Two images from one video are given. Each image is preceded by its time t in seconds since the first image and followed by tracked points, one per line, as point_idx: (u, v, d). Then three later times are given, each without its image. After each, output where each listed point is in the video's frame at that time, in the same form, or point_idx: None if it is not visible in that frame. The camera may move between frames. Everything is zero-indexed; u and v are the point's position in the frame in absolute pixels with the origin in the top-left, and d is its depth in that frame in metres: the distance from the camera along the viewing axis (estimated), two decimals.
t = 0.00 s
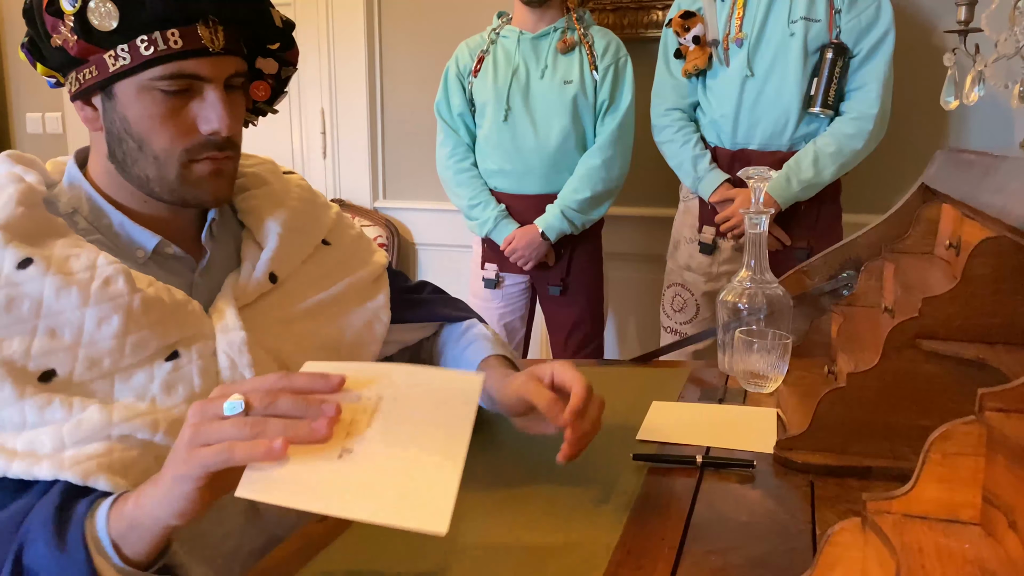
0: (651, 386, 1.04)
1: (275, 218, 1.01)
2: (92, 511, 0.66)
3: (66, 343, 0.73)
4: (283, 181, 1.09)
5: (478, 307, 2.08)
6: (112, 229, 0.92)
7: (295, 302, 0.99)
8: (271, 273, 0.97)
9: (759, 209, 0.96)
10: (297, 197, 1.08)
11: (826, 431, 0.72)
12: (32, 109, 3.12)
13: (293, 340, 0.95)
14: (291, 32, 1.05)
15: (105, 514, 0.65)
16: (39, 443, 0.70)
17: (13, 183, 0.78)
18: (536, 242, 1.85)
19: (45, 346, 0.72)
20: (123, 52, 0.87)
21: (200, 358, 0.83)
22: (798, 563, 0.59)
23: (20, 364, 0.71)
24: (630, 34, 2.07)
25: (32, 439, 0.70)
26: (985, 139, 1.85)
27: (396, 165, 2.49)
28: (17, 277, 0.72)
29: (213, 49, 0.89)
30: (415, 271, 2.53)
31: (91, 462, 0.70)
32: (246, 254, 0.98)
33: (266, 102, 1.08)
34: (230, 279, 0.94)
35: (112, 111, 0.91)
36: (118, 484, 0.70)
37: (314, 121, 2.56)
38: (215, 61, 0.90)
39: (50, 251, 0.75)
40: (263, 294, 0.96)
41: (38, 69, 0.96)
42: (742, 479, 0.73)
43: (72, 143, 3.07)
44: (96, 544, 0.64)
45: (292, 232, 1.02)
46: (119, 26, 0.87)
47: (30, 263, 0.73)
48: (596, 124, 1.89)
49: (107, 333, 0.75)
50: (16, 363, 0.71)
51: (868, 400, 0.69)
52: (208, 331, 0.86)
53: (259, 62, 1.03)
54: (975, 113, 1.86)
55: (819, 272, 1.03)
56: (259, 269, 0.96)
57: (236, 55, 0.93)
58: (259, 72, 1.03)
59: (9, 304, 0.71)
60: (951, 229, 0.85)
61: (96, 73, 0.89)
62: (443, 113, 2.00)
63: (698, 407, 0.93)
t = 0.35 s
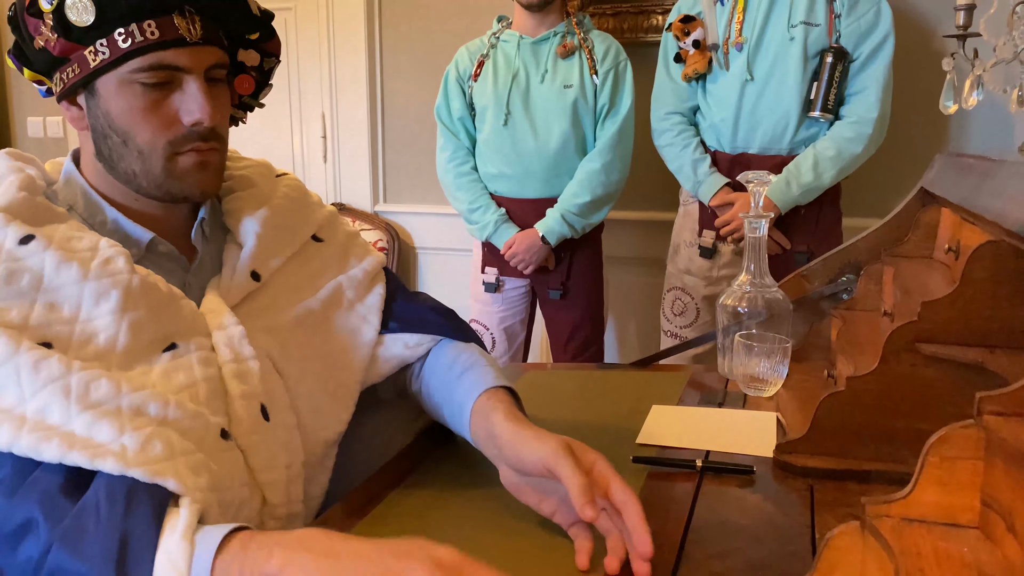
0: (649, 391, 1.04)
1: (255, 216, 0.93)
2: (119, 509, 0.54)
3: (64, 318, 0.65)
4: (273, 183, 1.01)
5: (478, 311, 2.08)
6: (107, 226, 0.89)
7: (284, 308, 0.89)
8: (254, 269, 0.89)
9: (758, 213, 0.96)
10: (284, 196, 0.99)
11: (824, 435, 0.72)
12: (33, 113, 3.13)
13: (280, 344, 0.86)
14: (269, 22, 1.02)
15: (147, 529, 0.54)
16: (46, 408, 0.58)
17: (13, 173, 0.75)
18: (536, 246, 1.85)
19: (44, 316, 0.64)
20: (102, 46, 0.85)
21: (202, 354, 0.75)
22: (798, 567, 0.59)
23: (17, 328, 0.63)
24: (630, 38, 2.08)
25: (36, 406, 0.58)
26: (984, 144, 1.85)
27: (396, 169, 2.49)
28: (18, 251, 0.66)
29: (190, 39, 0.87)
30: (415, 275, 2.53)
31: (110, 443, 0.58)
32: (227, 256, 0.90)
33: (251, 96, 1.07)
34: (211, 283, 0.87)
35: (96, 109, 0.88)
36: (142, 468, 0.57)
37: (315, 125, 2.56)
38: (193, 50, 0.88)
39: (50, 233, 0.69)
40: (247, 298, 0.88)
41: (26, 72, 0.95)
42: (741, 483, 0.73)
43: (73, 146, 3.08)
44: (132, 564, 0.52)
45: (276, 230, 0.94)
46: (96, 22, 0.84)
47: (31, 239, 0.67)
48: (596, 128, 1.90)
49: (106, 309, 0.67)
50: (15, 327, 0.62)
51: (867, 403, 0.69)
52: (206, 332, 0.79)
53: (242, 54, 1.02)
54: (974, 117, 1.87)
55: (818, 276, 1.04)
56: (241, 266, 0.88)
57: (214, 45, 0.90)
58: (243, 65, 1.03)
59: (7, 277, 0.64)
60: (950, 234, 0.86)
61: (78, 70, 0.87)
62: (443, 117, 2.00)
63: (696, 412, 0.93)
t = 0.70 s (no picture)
0: (649, 397, 1.04)
1: (251, 218, 0.92)
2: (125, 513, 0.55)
3: (68, 318, 0.65)
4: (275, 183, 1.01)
5: (479, 316, 2.08)
6: (110, 236, 0.90)
7: (287, 308, 0.89)
8: (257, 270, 0.88)
9: (758, 219, 0.97)
10: (284, 195, 0.99)
11: (824, 441, 0.72)
12: (35, 119, 3.13)
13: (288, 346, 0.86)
14: (266, 21, 1.03)
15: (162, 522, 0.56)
16: (47, 411, 0.58)
17: (17, 181, 0.75)
18: (537, 251, 1.85)
19: (47, 318, 0.64)
20: (97, 51, 0.85)
21: (208, 352, 0.75)
22: (798, 572, 0.59)
23: (17, 329, 0.62)
24: (630, 44, 2.08)
25: (37, 407, 0.58)
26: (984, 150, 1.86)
27: (397, 174, 2.49)
28: (21, 252, 0.66)
29: (185, 39, 0.87)
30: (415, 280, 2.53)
31: (111, 445, 0.58)
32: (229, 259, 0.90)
33: (253, 98, 1.08)
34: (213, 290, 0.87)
35: (93, 116, 0.89)
36: (143, 468, 0.57)
37: (316, 131, 2.57)
38: (187, 51, 0.88)
39: (56, 236, 0.70)
40: (250, 301, 0.87)
41: (24, 84, 0.96)
42: (741, 489, 0.73)
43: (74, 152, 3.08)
44: (139, 566, 0.53)
45: (275, 228, 0.93)
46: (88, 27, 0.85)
47: (35, 240, 0.67)
48: (596, 134, 1.90)
49: (109, 310, 0.68)
50: (15, 328, 0.62)
51: (866, 410, 0.69)
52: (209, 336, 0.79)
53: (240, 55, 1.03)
54: (974, 123, 1.87)
55: (818, 281, 1.04)
56: (243, 268, 0.88)
57: (211, 44, 0.90)
58: (244, 68, 1.04)
59: (11, 278, 0.64)
60: (949, 239, 0.86)
61: (75, 77, 0.88)
62: (444, 123, 2.00)
63: (697, 417, 0.93)
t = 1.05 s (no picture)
0: (650, 403, 1.04)
1: (232, 226, 0.91)
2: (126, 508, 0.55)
3: (53, 328, 0.65)
4: (260, 186, 1.00)
5: (480, 322, 2.09)
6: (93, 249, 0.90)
7: (264, 321, 0.88)
8: (237, 280, 0.88)
9: (757, 226, 0.97)
10: (265, 198, 0.98)
11: (823, 448, 0.72)
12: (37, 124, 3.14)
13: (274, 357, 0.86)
14: (244, 25, 1.03)
15: (167, 513, 0.54)
16: (41, 420, 0.59)
17: None
18: (539, 258, 1.86)
19: (32, 329, 0.64)
20: (71, 64, 0.86)
21: (194, 363, 0.76)
22: None
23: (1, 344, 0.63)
24: (630, 51, 2.09)
25: (30, 416, 0.59)
26: (983, 156, 1.86)
27: (397, 180, 2.50)
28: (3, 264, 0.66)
29: (161, 48, 0.87)
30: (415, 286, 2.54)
31: (107, 446, 0.58)
32: (211, 268, 0.90)
33: (236, 104, 1.08)
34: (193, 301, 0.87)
35: (70, 129, 0.89)
36: (139, 465, 0.57)
37: (316, 137, 2.58)
38: (165, 60, 0.88)
39: (38, 246, 0.70)
40: (229, 313, 0.87)
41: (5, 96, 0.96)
42: (741, 496, 0.73)
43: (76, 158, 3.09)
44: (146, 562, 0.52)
45: (257, 234, 0.92)
46: (61, 41, 0.85)
47: (17, 253, 0.67)
48: (596, 141, 1.91)
49: (96, 319, 0.67)
50: None
51: (866, 417, 0.70)
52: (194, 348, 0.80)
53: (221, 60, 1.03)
54: (973, 130, 1.88)
55: (817, 288, 1.03)
56: (224, 278, 0.88)
57: (188, 51, 0.91)
58: (223, 72, 1.04)
59: None
60: (948, 246, 0.86)
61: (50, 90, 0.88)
62: (444, 130, 2.00)
63: (697, 424, 0.93)
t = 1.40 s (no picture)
0: (649, 411, 1.04)
1: (233, 243, 0.95)
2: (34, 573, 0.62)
3: (14, 367, 0.69)
4: (254, 207, 1.03)
5: (480, 329, 2.09)
6: (73, 259, 0.90)
7: (254, 340, 0.92)
8: (230, 302, 0.92)
9: (757, 234, 0.96)
10: (266, 221, 1.01)
11: (825, 456, 0.72)
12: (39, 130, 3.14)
13: (253, 380, 0.90)
14: (227, 38, 1.03)
15: (62, 566, 0.62)
16: None
17: None
18: (540, 266, 1.86)
19: None
20: (54, 76, 0.86)
21: (152, 406, 0.78)
22: None
23: None
24: (630, 59, 2.09)
25: None
26: (982, 164, 1.86)
27: (398, 187, 2.50)
28: None
29: (145, 61, 0.88)
30: (415, 293, 2.54)
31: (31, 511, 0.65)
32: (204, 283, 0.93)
33: (217, 114, 1.09)
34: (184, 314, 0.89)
35: (53, 141, 0.89)
36: (48, 526, 0.65)
37: (316, 144, 2.58)
38: (149, 73, 0.89)
39: (8, 274, 0.73)
40: (220, 330, 0.91)
41: None
42: (741, 505, 0.73)
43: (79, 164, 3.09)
44: None
45: (253, 256, 0.95)
46: (44, 53, 0.85)
47: None
48: (596, 149, 1.91)
49: (58, 360, 0.71)
50: None
51: (866, 425, 0.70)
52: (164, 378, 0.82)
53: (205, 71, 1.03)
54: (972, 138, 1.88)
55: (817, 295, 1.04)
56: (216, 298, 0.91)
57: (170, 64, 0.91)
58: (206, 84, 1.04)
59: None
60: (947, 254, 0.85)
61: (33, 101, 0.88)
62: (445, 138, 2.01)
63: (698, 432, 0.93)
